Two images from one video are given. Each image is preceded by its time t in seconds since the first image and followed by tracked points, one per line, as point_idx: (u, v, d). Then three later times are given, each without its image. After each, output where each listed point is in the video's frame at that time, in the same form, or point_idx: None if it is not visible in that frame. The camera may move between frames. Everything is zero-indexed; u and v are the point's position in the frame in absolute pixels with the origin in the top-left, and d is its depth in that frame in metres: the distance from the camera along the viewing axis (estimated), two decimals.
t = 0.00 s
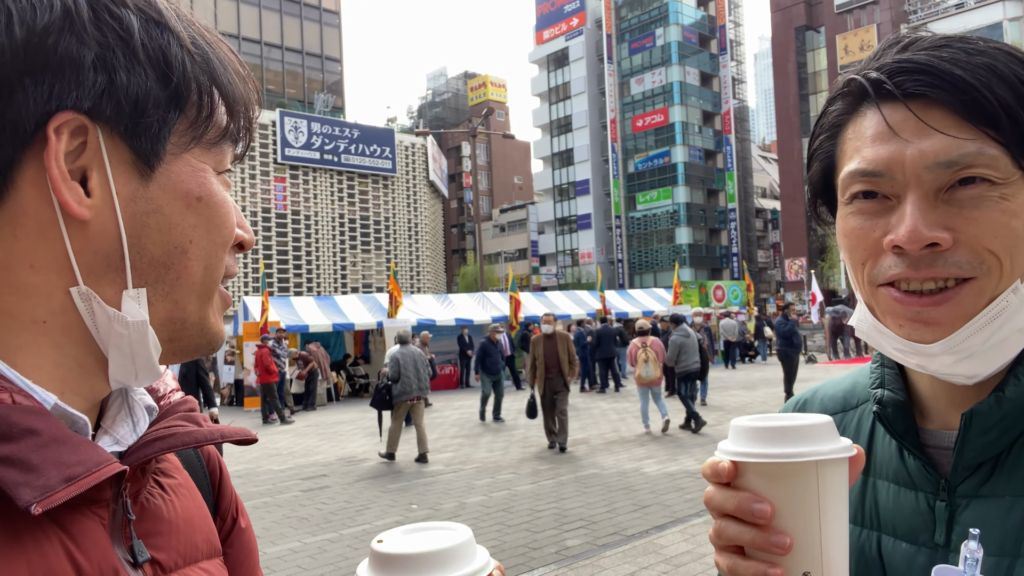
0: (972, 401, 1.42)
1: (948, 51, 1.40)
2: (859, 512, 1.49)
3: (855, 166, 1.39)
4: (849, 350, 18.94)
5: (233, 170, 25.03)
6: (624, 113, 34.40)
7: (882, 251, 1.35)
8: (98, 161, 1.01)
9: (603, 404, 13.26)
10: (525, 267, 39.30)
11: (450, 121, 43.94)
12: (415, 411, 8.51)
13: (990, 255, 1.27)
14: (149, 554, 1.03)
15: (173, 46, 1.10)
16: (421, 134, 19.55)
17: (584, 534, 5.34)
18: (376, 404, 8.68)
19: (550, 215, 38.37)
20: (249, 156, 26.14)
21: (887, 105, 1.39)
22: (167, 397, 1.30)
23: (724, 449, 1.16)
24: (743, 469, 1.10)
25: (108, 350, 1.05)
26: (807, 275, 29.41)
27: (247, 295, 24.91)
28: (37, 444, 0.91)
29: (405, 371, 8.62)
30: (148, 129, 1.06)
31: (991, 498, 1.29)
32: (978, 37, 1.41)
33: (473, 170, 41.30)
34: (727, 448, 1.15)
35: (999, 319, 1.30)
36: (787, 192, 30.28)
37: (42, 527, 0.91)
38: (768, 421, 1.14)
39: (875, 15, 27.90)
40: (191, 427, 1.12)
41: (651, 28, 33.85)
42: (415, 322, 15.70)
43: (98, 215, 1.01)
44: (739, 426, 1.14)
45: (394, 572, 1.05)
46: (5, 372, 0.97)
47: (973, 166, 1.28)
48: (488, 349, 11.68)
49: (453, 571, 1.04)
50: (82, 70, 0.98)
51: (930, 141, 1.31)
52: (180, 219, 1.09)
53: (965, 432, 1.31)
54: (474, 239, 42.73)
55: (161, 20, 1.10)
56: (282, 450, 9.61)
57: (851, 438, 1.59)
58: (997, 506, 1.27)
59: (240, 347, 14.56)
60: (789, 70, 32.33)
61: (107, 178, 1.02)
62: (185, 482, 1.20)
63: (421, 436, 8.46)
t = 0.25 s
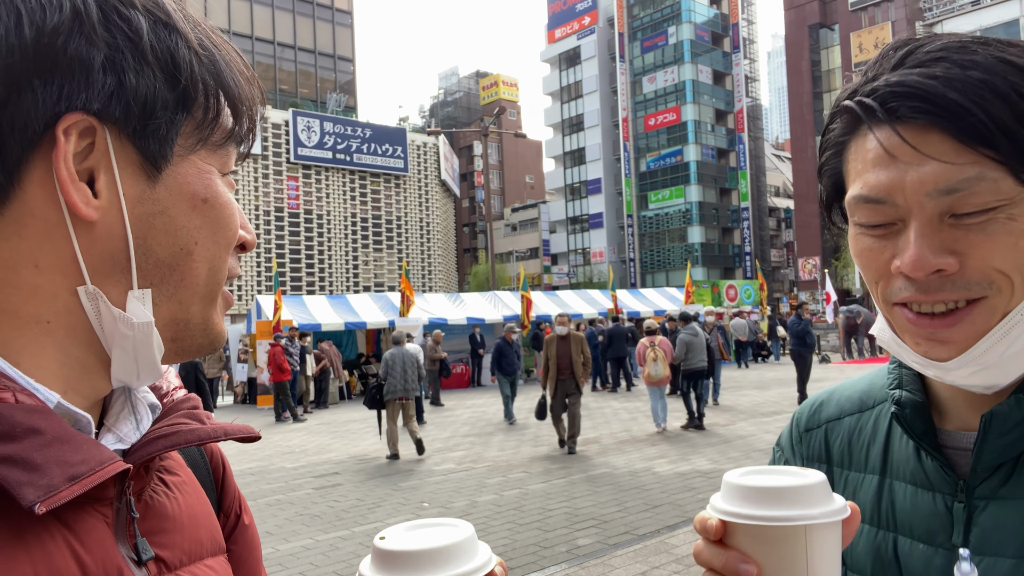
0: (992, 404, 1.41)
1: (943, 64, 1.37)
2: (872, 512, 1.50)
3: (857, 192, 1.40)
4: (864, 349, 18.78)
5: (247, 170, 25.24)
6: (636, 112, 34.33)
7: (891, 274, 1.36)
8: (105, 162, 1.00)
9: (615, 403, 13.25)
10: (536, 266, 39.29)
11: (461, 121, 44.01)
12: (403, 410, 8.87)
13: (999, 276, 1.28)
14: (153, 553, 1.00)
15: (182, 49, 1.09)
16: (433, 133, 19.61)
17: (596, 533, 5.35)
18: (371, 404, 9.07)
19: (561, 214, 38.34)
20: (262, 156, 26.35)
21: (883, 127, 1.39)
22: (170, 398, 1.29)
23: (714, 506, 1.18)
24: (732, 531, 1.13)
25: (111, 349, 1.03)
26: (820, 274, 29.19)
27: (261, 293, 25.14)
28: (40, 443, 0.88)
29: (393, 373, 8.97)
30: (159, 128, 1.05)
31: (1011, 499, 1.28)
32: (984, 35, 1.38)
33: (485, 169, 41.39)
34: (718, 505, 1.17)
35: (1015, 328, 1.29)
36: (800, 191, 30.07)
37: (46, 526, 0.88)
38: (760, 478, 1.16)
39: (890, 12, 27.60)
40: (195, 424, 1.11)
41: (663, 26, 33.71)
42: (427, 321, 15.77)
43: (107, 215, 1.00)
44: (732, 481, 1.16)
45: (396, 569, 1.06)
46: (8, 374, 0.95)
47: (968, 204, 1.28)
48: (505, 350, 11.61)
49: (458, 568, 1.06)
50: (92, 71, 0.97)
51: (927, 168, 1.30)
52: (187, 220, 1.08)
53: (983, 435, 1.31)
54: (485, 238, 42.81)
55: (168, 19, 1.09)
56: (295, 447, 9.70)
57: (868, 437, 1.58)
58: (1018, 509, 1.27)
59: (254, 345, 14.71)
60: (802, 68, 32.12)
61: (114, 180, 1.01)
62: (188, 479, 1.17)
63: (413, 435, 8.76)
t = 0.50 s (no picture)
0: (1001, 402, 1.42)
1: (933, 73, 1.37)
2: (886, 508, 1.51)
3: (858, 204, 1.42)
4: (870, 351, 18.73)
5: (253, 171, 25.31)
6: (641, 113, 34.33)
7: (895, 283, 1.38)
8: (87, 151, 0.96)
9: (620, 404, 13.25)
10: (541, 267, 39.28)
11: (466, 122, 44.02)
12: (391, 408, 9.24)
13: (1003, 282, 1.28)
14: (158, 546, 1.01)
15: (182, 40, 1.04)
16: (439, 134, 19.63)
17: (601, 534, 5.35)
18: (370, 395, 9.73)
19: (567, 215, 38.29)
20: (268, 157, 26.42)
21: (877, 139, 1.40)
22: (172, 392, 1.29)
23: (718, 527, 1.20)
24: (738, 556, 1.13)
25: (99, 349, 1.00)
26: (826, 275, 29.14)
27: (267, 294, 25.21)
28: (45, 436, 0.88)
29: (382, 372, 9.43)
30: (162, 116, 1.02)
31: (1018, 497, 1.29)
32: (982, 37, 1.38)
33: (490, 170, 41.48)
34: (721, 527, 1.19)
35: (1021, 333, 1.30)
36: (805, 192, 30.03)
37: (52, 518, 0.90)
38: (762, 500, 1.19)
39: (897, 13, 27.50)
40: (199, 418, 1.12)
41: (669, 27, 33.61)
42: (432, 322, 15.80)
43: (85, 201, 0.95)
44: (734, 504, 1.19)
45: (400, 566, 1.07)
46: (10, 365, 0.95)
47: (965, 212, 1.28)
48: (512, 351, 11.54)
49: (462, 562, 1.07)
50: (80, 57, 0.93)
51: (923, 179, 1.31)
52: (169, 215, 1.01)
53: (988, 436, 1.33)
54: (490, 239, 42.88)
55: (158, 8, 1.03)
56: (301, 448, 9.73)
57: (883, 436, 1.58)
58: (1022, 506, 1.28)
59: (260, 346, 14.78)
60: (808, 69, 32.08)
61: (94, 174, 0.96)
62: (193, 474, 1.19)
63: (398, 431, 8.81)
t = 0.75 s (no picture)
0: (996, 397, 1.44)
1: (928, 77, 1.39)
2: (890, 505, 1.51)
3: (857, 204, 1.43)
4: (869, 351, 18.75)
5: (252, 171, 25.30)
6: (640, 113, 34.35)
7: (893, 280, 1.39)
8: (58, 144, 0.93)
9: (620, 405, 13.27)
10: (541, 267, 39.28)
11: (466, 122, 44.02)
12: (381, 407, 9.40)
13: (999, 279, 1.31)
14: (167, 540, 1.03)
15: (176, 38, 1.00)
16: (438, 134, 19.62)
17: (601, 534, 5.37)
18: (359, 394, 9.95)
19: (566, 215, 38.30)
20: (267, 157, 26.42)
21: (873, 142, 1.43)
22: (180, 389, 1.30)
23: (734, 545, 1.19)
24: None
25: (82, 353, 0.98)
26: (825, 276, 29.16)
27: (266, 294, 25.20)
28: (53, 431, 0.90)
29: (370, 374, 9.61)
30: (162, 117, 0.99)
31: (1015, 492, 1.32)
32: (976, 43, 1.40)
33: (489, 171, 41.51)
34: (737, 546, 1.18)
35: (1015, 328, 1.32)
36: (804, 192, 30.06)
37: (61, 514, 0.91)
38: (773, 523, 1.19)
39: (895, 14, 27.51)
40: (207, 414, 1.13)
41: (668, 28, 33.65)
42: (432, 322, 15.80)
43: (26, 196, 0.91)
44: (745, 524, 1.19)
45: (407, 563, 1.08)
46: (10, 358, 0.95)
47: (965, 200, 1.30)
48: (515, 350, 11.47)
49: (469, 556, 1.09)
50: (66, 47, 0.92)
51: (919, 179, 1.34)
52: (132, 213, 0.95)
53: (983, 432, 1.35)
54: (490, 239, 42.88)
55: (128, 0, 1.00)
56: (301, 448, 9.74)
57: (886, 434, 1.60)
58: (1017, 501, 1.31)
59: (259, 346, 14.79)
60: (807, 69, 32.11)
61: (60, 172, 0.93)
62: (202, 468, 1.22)
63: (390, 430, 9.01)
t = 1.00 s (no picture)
0: (986, 394, 1.46)
1: (936, 66, 1.44)
2: (882, 505, 1.51)
3: (857, 176, 1.44)
4: (864, 350, 18.79)
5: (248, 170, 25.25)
6: (636, 113, 34.37)
7: (882, 252, 1.40)
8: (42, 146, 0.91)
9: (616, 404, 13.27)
10: (537, 267, 39.27)
11: (461, 122, 44.04)
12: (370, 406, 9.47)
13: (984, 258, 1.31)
14: (178, 541, 1.03)
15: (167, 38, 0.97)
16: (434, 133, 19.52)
17: (599, 533, 5.38)
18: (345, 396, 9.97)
19: (562, 215, 38.29)
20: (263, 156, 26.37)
21: (883, 119, 1.44)
22: (191, 389, 1.31)
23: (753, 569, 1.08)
24: None
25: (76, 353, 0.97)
26: (820, 275, 29.25)
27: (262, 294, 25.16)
28: (65, 431, 0.90)
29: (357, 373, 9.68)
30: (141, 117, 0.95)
31: (1009, 488, 1.32)
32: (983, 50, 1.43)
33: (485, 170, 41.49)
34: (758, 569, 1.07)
35: (1001, 311, 1.32)
36: (799, 192, 30.13)
37: (76, 513, 0.91)
38: (797, 548, 1.09)
39: (890, 14, 27.57)
40: (217, 415, 1.14)
41: (664, 28, 33.70)
42: (428, 322, 15.80)
43: None
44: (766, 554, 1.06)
45: (415, 566, 1.09)
46: (15, 354, 0.95)
47: (959, 165, 1.32)
48: (518, 351, 11.45)
49: (478, 562, 1.10)
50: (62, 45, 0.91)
51: (917, 152, 1.36)
52: (111, 214, 0.92)
53: (976, 429, 1.35)
54: (486, 239, 42.87)
55: None
56: (297, 448, 9.72)
57: (875, 437, 1.59)
58: (1012, 496, 1.31)
59: (255, 345, 14.76)
60: (802, 69, 32.19)
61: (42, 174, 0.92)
62: (215, 469, 1.21)
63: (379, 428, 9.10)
